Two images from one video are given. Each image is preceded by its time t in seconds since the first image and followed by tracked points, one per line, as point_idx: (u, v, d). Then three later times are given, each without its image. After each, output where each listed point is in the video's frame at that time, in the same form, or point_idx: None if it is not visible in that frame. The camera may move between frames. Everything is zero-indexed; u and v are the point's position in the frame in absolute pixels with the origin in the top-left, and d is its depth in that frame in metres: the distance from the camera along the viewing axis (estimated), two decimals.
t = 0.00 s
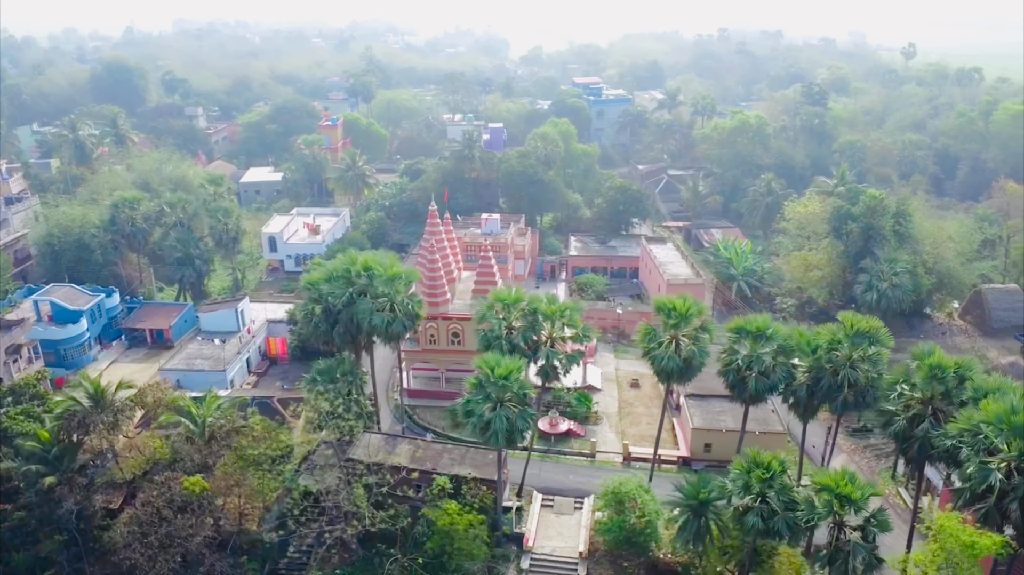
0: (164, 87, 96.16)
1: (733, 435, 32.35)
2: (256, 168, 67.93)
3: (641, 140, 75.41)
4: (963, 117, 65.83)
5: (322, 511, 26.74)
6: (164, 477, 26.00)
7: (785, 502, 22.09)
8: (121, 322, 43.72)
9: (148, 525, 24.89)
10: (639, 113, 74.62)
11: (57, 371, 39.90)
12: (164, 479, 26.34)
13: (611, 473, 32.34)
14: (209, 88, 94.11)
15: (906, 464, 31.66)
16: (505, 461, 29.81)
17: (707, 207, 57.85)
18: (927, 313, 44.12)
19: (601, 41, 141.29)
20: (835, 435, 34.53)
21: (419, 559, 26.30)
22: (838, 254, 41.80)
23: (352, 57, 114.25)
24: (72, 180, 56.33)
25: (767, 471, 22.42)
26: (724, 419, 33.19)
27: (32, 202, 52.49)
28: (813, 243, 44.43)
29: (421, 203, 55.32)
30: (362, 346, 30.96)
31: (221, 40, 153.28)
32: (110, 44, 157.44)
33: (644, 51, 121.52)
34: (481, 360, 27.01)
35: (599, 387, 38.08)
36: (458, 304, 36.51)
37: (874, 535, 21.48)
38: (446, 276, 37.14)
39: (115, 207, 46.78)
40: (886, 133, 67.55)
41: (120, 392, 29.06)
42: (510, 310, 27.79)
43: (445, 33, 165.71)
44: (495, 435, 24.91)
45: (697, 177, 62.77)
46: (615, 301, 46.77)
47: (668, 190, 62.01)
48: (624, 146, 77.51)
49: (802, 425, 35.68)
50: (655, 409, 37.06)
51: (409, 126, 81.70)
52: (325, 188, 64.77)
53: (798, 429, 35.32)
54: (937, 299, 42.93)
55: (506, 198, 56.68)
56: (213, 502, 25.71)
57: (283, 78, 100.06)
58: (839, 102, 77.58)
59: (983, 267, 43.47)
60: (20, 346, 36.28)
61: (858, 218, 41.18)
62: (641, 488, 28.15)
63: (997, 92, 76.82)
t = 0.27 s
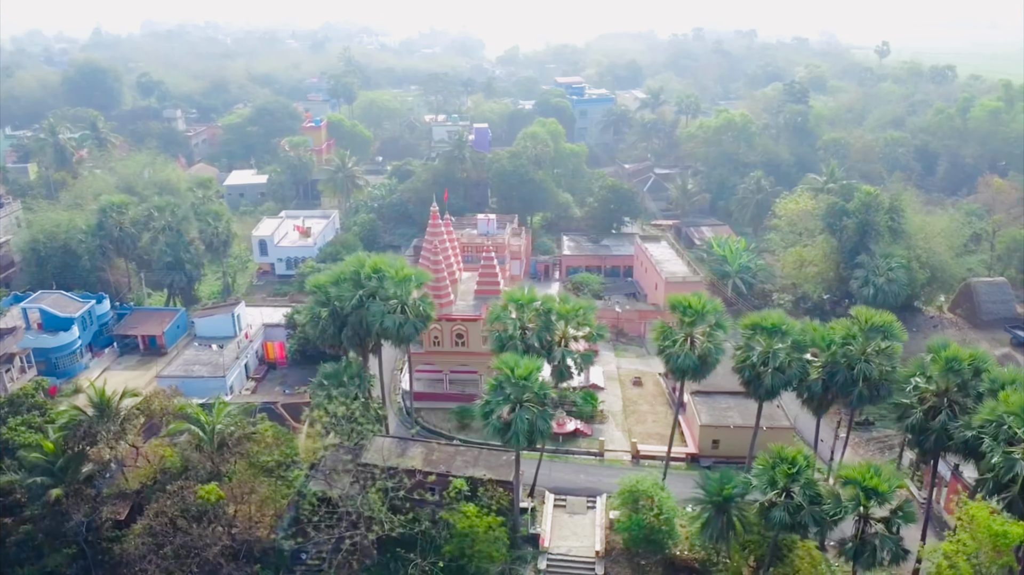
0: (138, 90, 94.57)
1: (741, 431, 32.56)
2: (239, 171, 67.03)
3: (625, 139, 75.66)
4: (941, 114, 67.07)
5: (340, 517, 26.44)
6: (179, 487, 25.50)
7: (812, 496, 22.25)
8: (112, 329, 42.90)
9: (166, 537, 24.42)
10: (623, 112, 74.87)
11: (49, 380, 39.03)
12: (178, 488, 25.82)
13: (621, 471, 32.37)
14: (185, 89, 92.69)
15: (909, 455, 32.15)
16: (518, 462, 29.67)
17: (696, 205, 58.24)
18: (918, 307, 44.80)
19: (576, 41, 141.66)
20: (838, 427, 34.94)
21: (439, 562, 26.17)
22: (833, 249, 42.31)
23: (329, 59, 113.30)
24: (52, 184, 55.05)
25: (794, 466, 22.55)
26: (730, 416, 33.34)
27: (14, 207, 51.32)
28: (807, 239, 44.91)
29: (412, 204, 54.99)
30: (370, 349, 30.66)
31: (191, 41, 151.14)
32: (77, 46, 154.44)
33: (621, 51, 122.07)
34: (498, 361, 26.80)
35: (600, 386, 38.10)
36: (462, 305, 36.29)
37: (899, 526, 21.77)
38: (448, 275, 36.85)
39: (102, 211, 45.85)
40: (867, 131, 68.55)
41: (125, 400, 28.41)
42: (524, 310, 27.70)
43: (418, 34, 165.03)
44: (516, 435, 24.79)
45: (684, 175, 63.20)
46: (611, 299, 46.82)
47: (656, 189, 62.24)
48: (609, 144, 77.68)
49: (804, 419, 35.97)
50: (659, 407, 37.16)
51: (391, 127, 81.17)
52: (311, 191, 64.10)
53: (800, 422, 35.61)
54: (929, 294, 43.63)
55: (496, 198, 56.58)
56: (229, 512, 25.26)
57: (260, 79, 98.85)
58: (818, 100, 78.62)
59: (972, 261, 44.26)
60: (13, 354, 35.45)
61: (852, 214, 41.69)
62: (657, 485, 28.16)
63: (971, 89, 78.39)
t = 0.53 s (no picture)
0: (109, 92, 92.67)
1: (748, 427, 32.83)
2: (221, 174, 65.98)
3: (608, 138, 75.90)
4: (917, 111, 68.25)
5: (359, 523, 26.17)
6: (196, 497, 25.03)
7: (837, 490, 22.53)
8: (102, 337, 41.97)
9: (185, 548, 23.97)
10: (605, 112, 75.13)
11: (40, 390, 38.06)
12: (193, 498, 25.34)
13: (631, 470, 32.44)
14: (158, 91, 91.00)
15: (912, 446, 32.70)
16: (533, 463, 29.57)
17: (684, 204, 58.62)
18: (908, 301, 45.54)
19: (550, 41, 141.79)
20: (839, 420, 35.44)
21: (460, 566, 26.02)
22: (827, 245, 42.83)
23: (303, 60, 112.07)
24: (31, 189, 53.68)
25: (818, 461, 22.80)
26: (737, 412, 33.58)
27: None
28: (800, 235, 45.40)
29: (402, 206, 54.54)
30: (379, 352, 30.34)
31: (158, 43, 148.45)
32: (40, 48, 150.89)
33: (596, 51, 122.53)
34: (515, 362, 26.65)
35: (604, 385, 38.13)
36: (466, 307, 36.10)
37: (922, 517, 22.16)
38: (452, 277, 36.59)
39: (88, 216, 44.81)
40: (847, 128, 69.58)
41: (132, 410, 27.80)
42: (539, 310, 27.58)
43: (390, 35, 163.96)
44: (539, 435, 24.67)
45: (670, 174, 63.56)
46: (607, 298, 46.92)
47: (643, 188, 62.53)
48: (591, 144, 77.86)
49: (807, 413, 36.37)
50: (663, 404, 37.31)
51: (372, 129, 80.54)
52: (296, 193, 63.34)
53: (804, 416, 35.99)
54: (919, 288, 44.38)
55: (485, 199, 56.39)
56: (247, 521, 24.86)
57: (235, 81, 97.48)
58: (796, 98, 79.57)
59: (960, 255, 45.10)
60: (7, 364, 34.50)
61: (846, 210, 42.23)
62: (674, 482, 28.28)
63: (944, 86, 79.89)
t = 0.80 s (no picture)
0: (82, 95, 90.80)
1: (754, 424, 33.03)
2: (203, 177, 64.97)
3: (592, 138, 76.04)
4: (896, 109, 69.28)
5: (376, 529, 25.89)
6: (211, 507, 24.60)
7: (858, 484, 22.77)
8: (94, 345, 41.09)
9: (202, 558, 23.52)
10: (589, 112, 75.29)
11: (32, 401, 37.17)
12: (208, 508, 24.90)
13: (640, 469, 32.51)
14: (133, 93, 89.42)
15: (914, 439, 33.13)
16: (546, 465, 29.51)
17: (673, 202, 58.89)
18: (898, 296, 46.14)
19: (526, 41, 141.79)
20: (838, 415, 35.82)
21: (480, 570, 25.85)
22: (821, 242, 43.25)
23: (280, 62, 110.87)
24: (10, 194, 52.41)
25: (839, 456, 23.07)
26: (742, 408, 33.79)
27: None
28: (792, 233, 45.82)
29: (392, 208, 54.11)
30: (388, 356, 30.09)
31: (128, 45, 145.92)
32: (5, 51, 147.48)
33: (574, 52, 122.77)
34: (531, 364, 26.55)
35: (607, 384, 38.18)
36: (469, 309, 35.93)
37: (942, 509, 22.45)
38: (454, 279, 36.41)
39: (75, 222, 43.86)
40: (828, 127, 70.41)
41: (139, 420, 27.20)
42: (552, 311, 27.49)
43: (363, 36, 162.85)
44: (559, 437, 24.55)
45: (656, 173, 63.84)
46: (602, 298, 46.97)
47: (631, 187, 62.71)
48: (575, 144, 77.96)
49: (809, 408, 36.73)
50: (667, 402, 37.44)
51: (354, 130, 79.85)
52: (281, 196, 62.59)
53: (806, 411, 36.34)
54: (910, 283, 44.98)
55: (475, 200, 56.15)
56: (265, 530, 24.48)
57: (211, 84, 96.16)
58: (776, 97, 80.39)
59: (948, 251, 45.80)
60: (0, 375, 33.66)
61: (839, 208, 42.70)
62: (689, 480, 28.38)
63: (919, 85, 81.24)
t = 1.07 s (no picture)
0: (52, 99, 88.81)
1: (760, 420, 33.27)
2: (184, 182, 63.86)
3: (575, 138, 76.16)
4: (874, 106, 70.39)
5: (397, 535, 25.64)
6: (231, 517, 24.17)
7: (881, 478, 23.07)
8: (85, 354, 40.14)
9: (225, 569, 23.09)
10: (572, 112, 75.42)
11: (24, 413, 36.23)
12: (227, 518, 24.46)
13: (650, 468, 32.66)
14: (106, 97, 87.66)
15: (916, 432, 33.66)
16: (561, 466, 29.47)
17: (661, 201, 59.20)
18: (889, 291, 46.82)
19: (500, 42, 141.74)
20: (840, 410, 36.21)
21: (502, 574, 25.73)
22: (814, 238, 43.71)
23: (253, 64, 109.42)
24: None
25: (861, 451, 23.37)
26: (748, 405, 34.05)
27: None
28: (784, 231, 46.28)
29: (381, 211, 53.63)
30: (398, 361, 29.79)
31: (93, 47, 143.00)
32: None
33: (549, 52, 122.95)
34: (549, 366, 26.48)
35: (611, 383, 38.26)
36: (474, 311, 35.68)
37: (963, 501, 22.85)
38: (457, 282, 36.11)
39: (61, 229, 42.83)
40: (808, 125, 71.29)
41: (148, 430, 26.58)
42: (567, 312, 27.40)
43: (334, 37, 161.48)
44: (581, 438, 24.49)
45: (642, 172, 64.13)
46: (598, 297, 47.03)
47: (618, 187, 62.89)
48: (557, 144, 78.03)
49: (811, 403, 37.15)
50: (670, 400, 37.61)
51: (334, 132, 79.05)
52: (266, 200, 61.76)
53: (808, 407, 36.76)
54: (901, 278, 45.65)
55: (465, 201, 55.90)
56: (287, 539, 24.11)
57: (185, 87, 94.56)
58: (754, 96, 81.22)
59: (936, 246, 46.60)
60: None
61: (832, 205, 43.22)
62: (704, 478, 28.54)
63: (893, 82, 82.67)
